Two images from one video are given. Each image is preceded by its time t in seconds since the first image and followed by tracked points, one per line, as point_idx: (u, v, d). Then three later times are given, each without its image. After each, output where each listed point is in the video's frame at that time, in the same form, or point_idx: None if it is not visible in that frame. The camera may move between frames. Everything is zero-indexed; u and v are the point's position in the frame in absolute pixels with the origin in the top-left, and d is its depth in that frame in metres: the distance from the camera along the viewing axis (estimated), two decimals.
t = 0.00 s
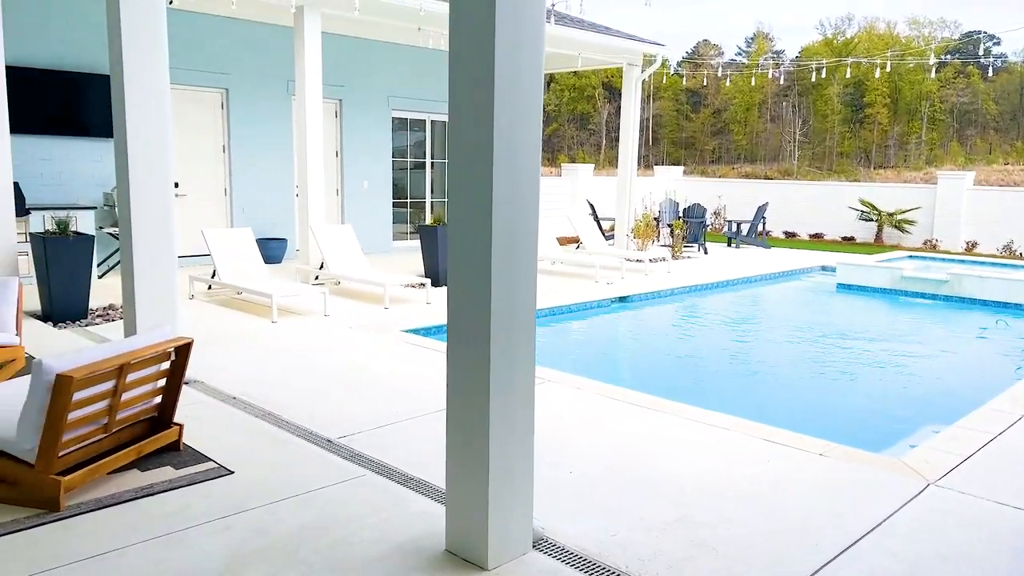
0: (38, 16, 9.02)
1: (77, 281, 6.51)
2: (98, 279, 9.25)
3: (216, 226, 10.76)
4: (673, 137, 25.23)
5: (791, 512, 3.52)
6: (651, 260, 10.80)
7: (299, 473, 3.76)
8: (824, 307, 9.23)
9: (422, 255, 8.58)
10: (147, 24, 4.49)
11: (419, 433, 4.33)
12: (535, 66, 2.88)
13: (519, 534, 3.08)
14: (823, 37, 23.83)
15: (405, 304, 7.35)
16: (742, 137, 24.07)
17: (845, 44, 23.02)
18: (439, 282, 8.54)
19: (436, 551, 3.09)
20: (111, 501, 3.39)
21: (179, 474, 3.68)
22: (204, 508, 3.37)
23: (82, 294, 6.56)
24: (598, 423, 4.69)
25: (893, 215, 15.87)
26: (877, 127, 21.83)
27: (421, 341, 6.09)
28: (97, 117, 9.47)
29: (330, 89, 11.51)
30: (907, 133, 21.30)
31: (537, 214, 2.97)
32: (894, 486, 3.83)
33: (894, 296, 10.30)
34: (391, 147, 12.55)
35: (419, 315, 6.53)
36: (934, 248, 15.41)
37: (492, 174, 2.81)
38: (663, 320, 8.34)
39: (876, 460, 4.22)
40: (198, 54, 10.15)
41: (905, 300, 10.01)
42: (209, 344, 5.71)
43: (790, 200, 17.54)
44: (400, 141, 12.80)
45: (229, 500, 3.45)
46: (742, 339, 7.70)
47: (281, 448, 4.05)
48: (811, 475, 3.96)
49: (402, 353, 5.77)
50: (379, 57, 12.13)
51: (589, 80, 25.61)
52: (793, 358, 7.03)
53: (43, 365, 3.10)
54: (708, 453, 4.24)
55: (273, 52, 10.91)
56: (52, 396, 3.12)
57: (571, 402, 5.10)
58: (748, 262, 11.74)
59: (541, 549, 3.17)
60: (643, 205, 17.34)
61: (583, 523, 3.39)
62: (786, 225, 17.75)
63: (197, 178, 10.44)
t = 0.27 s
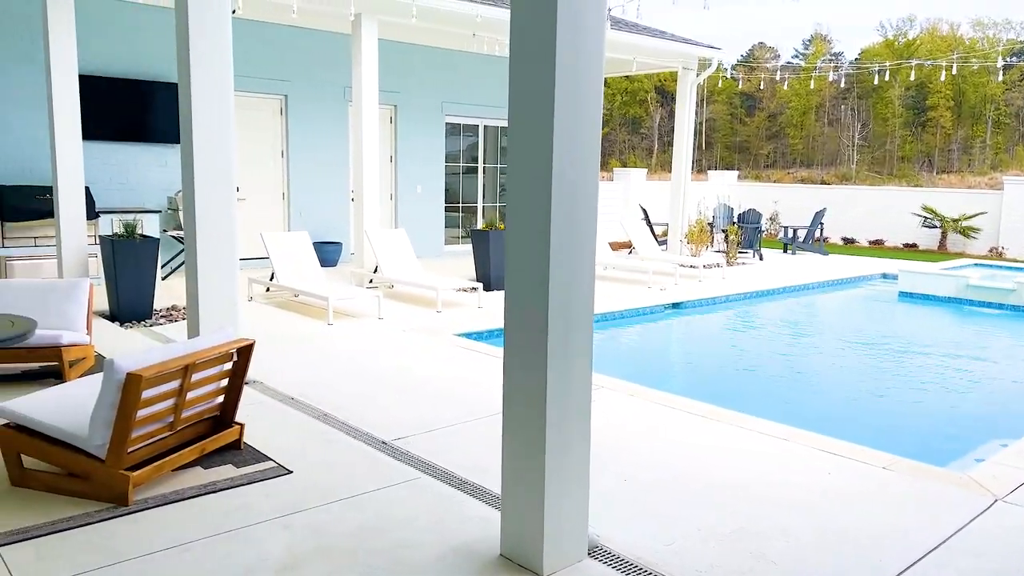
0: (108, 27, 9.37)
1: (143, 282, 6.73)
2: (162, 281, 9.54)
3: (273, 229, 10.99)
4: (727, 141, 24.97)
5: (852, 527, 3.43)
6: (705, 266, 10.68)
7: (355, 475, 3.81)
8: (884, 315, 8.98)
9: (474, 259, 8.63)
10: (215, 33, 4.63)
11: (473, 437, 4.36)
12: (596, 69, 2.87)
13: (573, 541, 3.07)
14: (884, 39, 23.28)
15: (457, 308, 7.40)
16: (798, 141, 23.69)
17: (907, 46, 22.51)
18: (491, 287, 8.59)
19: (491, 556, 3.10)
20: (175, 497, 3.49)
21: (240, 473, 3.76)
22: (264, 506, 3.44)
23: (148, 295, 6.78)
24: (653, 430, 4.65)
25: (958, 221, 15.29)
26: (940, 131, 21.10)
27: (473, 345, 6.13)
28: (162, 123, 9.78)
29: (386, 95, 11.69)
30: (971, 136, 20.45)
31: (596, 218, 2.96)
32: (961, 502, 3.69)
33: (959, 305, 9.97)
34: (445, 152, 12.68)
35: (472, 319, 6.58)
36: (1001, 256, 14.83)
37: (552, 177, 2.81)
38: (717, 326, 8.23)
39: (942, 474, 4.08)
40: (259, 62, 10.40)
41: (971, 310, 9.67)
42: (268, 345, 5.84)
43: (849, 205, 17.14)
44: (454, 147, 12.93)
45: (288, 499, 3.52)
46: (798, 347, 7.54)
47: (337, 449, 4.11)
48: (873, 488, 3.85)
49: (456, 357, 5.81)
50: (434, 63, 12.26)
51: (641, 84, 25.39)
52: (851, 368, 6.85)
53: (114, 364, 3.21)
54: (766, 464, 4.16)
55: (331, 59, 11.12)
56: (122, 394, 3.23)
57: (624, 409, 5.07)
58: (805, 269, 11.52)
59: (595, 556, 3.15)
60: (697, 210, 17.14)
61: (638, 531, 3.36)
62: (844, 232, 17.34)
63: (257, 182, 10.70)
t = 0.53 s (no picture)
0: (159, 35, 9.59)
1: (191, 284, 6.88)
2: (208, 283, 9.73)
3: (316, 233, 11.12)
4: (769, 145, 24.66)
5: (903, 540, 3.35)
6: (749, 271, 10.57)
7: (399, 477, 3.84)
8: (934, 323, 8.75)
9: (514, 263, 8.65)
10: (266, 41, 4.73)
11: (514, 441, 4.36)
12: (644, 73, 2.86)
13: (617, 548, 3.05)
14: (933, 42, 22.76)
15: (497, 311, 7.42)
16: (843, 145, 23.36)
17: (956, 49, 22.01)
18: (530, 291, 8.59)
19: (534, 560, 3.10)
20: (224, 496, 3.55)
21: (286, 473, 3.82)
22: (310, 506, 3.49)
23: (195, 296, 6.93)
24: (695, 438, 4.60)
25: (1010, 227, 14.97)
26: (990, 135, 20.28)
27: (514, 349, 6.14)
28: (210, 129, 9.98)
29: (428, 100, 11.77)
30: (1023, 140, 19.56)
31: (643, 222, 2.94)
32: (1017, 518, 3.58)
33: (1011, 313, 9.69)
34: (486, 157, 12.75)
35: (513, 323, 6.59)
36: None
37: (599, 182, 2.81)
38: (760, 333, 8.11)
39: (995, 487, 3.96)
40: (303, 68, 10.55)
41: None
42: (311, 347, 5.92)
43: (896, 210, 16.76)
44: (495, 151, 12.99)
45: (333, 500, 3.56)
46: (843, 354, 7.40)
47: (381, 451, 4.14)
48: (924, 501, 3.76)
49: (496, 361, 5.83)
50: (475, 68, 12.31)
51: (682, 87, 25.06)
52: (898, 376, 6.69)
53: (167, 364, 3.28)
54: (812, 474, 4.08)
55: (374, 65, 11.23)
56: (174, 393, 3.30)
57: (666, 416, 5.02)
58: (851, 275, 11.31)
59: (639, 564, 3.12)
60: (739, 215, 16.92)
61: (682, 540, 3.33)
62: (892, 237, 16.95)
63: (300, 187, 10.86)
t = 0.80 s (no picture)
0: (200, 42, 9.77)
1: (231, 287, 6.99)
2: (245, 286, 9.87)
3: (351, 237, 11.22)
4: (805, 149, 24.02)
5: (949, 551, 3.28)
6: (785, 277, 10.45)
7: (437, 480, 3.85)
8: (977, 330, 8.56)
9: (548, 267, 8.66)
10: (308, 47, 4.79)
11: (551, 446, 4.36)
12: (687, 77, 2.85)
13: (657, 555, 3.03)
14: (974, 43, 21.52)
15: (532, 316, 7.42)
16: (881, 149, 22.52)
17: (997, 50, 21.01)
18: (564, 296, 8.58)
19: (573, 566, 3.09)
20: (265, 497, 3.60)
21: (326, 475, 3.86)
22: (350, 508, 3.52)
23: (234, 299, 7.03)
24: (734, 445, 4.56)
25: None
26: None
27: (549, 354, 6.14)
28: (248, 134, 10.14)
29: (463, 105, 11.84)
30: None
31: (685, 227, 2.93)
32: None
33: None
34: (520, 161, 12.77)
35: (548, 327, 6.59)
36: None
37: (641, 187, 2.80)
38: (797, 339, 8.01)
39: None
40: (340, 74, 10.67)
41: None
42: (349, 350, 5.98)
43: (936, 215, 16.45)
44: (529, 155, 13.01)
45: (373, 502, 3.59)
46: (882, 362, 7.27)
47: (418, 455, 4.16)
48: (970, 512, 3.68)
49: (531, 365, 5.83)
50: (509, 73, 12.32)
51: (716, 91, 24.60)
52: (939, 385, 6.56)
53: (211, 366, 3.33)
54: (854, 483, 4.02)
55: (409, 70, 11.31)
56: (218, 394, 3.35)
57: (704, 423, 4.98)
58: (890, 281, 11.12)
59: (679, 572, 3.10)
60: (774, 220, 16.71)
61: (722, 548, 3.30)
62: (932, 243, 16.61)
63: (336, 191, 10.96)
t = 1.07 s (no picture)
0: (233, 48, 9.89)
1: (263, 289, 7.07)
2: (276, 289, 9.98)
3: (380, 240, 11.29)
4: (835, 152, 23.47)
5: (989, 561, 3.22)
6: (817, 281, 10.35)
7: (469, 483, 3.86)
8: (1015, 337, 8.40)
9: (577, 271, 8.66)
10: (343, 51, 4.84)
11: (582, 450, 4.35)
12: (725, 80, 2.84)
13: (691, 561, 3.01)
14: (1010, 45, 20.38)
15: (561, 319, 7.42)
16: (915, 152, 21.76)
17: None
18: (593, 299, 8.56)
19: (606, 571, 3.08)
20: (299, 497, 3.63)
21: (359, 476, 3.89)
22: (383, 510, 3.54)
23: (267, 300, 7.12)
24: (767, 451, 4.52)
25: None
26: None
27: (579, 358, 6.14)
28: (279, 138, 10.25)
29: (491, 109, 11.87)
30: None
31: (722, 230, 2.92)
32: None
33: None
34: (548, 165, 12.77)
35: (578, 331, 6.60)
36: None
37: (678, 191, 2.80)
38: (829, 344, 7.92)
39: None
40: (370, 79, 10.75)
41: None
42: (380, 353, 6.02)
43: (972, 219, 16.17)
44: (557, 159, 13.02)
45: (406, 504, 3.61)
46: (916, 367, 7.16)
47: (450, 457, 4.18)
48: (1010, 522, 3.61)
49: (562, 369, 5.83)
50: (538, 77, 12.33)
51: (745, 94, 24.13)
52: (975, 392, 6.44)
53: (247, 367, 3.37)
54: (890, 491, 3.96)
55: (438, 74, 11.36)
56: (254, 395, 3.39)
57: (736, 428, 4.95)
58: (924, 286, 10.96)
59: None
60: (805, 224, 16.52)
61: (757, 555, 3.27)
62: (968, 247, 16.31)
63: (365, 194, 11.05)
